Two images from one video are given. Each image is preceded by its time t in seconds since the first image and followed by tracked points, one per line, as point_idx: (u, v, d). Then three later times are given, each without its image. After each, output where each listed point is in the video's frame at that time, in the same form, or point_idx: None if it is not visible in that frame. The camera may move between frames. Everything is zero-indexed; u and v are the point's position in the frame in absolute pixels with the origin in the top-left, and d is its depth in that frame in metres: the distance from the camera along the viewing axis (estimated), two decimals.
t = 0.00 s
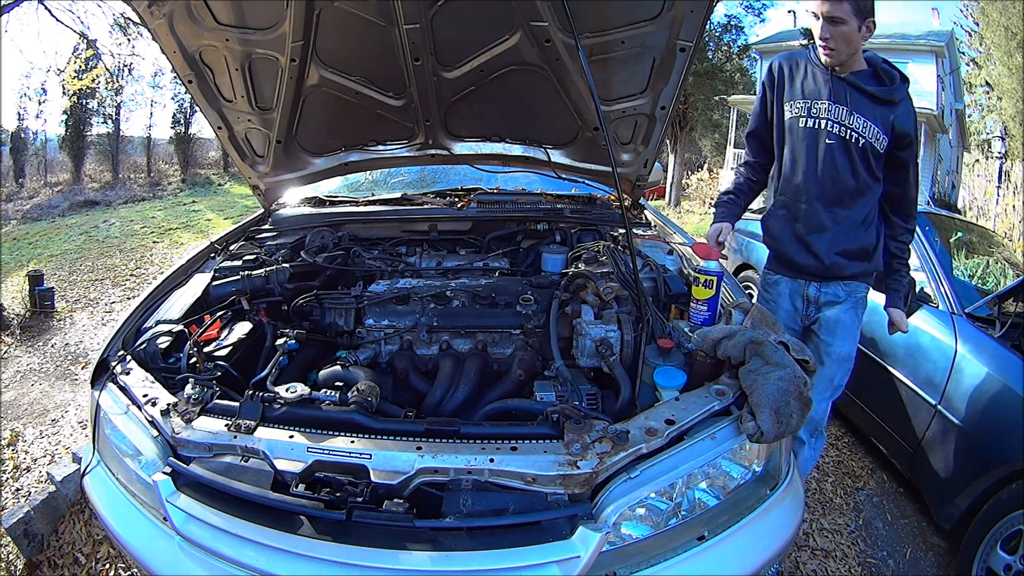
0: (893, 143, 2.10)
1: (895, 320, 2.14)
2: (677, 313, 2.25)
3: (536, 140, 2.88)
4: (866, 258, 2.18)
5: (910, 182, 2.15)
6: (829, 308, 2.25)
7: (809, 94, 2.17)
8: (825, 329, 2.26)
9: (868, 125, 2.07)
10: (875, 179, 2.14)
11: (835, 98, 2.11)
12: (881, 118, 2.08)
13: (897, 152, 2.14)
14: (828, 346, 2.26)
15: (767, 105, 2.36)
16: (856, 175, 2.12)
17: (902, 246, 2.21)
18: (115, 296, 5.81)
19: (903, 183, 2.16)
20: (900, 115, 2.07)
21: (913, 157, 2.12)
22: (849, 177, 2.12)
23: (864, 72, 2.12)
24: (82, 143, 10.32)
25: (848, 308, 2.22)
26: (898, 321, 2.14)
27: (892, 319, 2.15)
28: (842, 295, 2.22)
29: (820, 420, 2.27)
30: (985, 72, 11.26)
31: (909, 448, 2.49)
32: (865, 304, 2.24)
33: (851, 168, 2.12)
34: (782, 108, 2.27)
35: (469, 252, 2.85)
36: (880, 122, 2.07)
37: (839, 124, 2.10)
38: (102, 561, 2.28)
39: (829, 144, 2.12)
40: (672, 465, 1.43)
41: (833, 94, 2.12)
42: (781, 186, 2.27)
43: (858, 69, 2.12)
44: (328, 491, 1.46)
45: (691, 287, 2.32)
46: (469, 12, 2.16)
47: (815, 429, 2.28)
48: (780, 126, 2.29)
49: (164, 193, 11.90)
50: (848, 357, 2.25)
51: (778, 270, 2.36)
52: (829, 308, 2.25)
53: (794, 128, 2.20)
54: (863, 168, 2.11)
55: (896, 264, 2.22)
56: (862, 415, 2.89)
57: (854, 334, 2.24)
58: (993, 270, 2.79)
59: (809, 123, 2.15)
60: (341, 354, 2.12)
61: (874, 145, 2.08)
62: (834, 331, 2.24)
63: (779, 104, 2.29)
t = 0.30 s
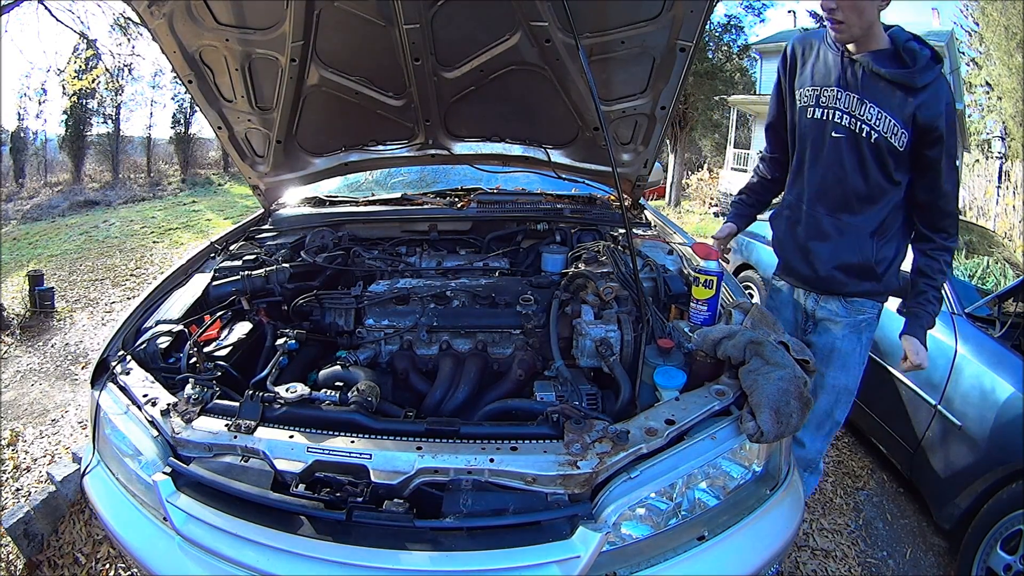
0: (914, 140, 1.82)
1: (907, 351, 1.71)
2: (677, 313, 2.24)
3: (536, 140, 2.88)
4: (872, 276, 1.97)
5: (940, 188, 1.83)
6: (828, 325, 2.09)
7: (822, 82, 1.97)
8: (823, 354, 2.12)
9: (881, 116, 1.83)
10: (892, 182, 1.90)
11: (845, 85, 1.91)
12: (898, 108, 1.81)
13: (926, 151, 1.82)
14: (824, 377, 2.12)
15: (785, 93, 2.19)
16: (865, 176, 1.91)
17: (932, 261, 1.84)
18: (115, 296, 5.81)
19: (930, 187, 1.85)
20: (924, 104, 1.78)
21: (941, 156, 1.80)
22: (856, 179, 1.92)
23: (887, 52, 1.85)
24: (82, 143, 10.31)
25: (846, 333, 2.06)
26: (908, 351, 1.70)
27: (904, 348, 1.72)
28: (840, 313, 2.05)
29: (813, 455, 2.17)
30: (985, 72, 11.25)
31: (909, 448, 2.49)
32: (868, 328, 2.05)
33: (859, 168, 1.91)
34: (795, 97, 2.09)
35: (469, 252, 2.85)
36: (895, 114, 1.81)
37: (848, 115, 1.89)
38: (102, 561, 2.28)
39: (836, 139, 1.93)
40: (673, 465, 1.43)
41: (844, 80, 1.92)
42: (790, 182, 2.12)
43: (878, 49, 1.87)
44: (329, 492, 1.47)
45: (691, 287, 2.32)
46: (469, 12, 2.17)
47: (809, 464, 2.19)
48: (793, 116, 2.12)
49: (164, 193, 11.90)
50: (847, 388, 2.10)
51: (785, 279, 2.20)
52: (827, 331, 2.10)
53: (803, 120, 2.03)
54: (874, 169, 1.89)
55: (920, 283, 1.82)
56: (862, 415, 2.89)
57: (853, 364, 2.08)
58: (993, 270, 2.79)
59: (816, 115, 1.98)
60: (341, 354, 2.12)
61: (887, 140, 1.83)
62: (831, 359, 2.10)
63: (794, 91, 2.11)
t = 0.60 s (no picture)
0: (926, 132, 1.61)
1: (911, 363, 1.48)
2: (678, 313, 2.24)
3: (536, 140, 2.88)
4: (880, 289, 1.78)
5: (962, 189, 1.59)
6: (831, 337, 1.92)
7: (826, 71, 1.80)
8: (826, 368, 1.96)
9: (887, 109, 1.64)
10: (906, 183, 1.70)
11: (850, 74, 1.74)
12: (907, 98, 1.60)
13: (943, 143, 1.59)
14: (825, 392, 1.98)
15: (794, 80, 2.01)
16: (874, 177, 1.73)
17: (951, 267, 1.63)
18: (115, 296, 5.81)
19: (950, 188, 1.61)
20: (937, 91, 1.56)
21: (960, 150, 1.56)
22: (862, 180, 1.74)
23: (895, 30, 1.63)
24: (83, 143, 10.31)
25: (851, 346, 1.89)
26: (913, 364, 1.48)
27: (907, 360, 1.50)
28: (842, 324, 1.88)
29: (815, 471, 2.06)
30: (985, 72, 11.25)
31: (909, 448, 2.48)
32: (877, 343, 1.87)
33: (865, 169, 1.74)
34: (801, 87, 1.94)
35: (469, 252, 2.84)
36: (904, 105, 1.60)
37: (852, 108, 1.72)
38: (102, 561, 2.28)
39: (840, 136, 1.77)
40: (673, 466, 1.43)
41: (849, 69, 1.74)
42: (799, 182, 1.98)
43: (885, 28, 1.65)
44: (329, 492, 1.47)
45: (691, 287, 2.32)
46: (469, 12, 2.17)
47: (811, 479, 2.07)
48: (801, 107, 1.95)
49: (164, 193, 11.90)
50: (852, 405, 1.95)
51: (798, 284, 2.04)
52: (832, 343, 1.93)
53: (809, 114, 1.87)
54: (883, 168, 1.71)
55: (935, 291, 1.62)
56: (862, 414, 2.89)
57: (857, 381, 1.92)
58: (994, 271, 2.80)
59: (821, 109, 1.83)
60: (342, 354, 2.12)
61: (895, 136, 1.64)
62: (833, 373, 1.95)
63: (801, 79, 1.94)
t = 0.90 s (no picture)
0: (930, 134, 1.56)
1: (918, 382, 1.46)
2: (678, 313, 2.24)
3: (536, 140, 2.88)
4: (886, 297, 1.73)
5: (970, 193, 1.52)
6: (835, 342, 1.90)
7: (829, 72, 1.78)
8: (830, 374, 1.93)
9: (889, 111, 1.60)
10: (912, 188, 1.65)
11: (851, 75, 1.71)
12: (909, 99, 1.56)
13: (948, 144, 1.54)
14: (829, 399, 1.95)
15: (796, 79, 1.98)
16: (877, 182, 1.69)
17: (960, 278, 1.55)
18: (115, 296, 5.81)
19: (958, 192, 1.54)
20: (940, 91, 1.51)
21: (967, 152, 1.50)
22: (865, 185, 1.71)
23: (896, 27, 1.60)
24: (83, 143, 10.31)
25: (857, 353, 1.85)
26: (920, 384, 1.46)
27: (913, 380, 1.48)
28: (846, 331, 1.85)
29: (818, 477, 2.03)
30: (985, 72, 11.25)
31: (909, 448, 2.48)
32: (883, 350, 1.83)
33: (868, 174, 1.71)
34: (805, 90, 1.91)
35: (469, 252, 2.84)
36: (906, 108, 1.57)
37: (853, 110, 1.70)
38: (102, 561, 2.28)
39: (842, 139, 1.75)
40: (672, 466, 1.43)
41: (850, 70, 1.72)
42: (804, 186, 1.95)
43: (885, 25, 1.61)
44: (328, 491, 1.47)
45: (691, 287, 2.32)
46: (469, 12, 2.17)
47: (814, 485, 2.05)
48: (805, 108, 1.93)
49: (164, 193, 11.91)
50: (856, 412, 1.92)
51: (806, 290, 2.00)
52: (837, 349, 1.90)
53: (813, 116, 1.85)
54: (886, 173, 1.67)
55: (943, 305, 1.54)
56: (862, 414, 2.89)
57: (861, 388, 1.88)
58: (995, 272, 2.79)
59: (823, 111, 1.80)
60: (342, 354, 2.12)
61: (897, 139, 1.60)
62: (838, 380, 1.92)
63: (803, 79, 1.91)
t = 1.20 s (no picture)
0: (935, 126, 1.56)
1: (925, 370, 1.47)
2: (678, 313, 2.24)
3: (536, 140, 2.88)
4: (896, 292, 1.72)
5: (972, 184, 1.53)
6: (841, 344, 1.89)
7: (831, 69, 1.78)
8: (836, 376, 1.93)
9: (894, 103, 1.60)
10: (918, 180, 1.64)
11: (855, 70, 1.70)
12: (914, 91, 1.56)
13: (951, 136, 1.54)
14: (835, 401, 1.94)
15: (795, 80, 1.99)
16: (884, 176, 1.68)
17: (964, 271, 1.57)
18: (115, 296, 5.81)
19: (961, 183, 1.55)
20: (944, 83, 1.51)
21: (970, 143, 1.50)
22: (871, 180, 1.70)
23: (896, 22, 1.61)
24: (84, 143, 10.30)
25: (863, 355, 1.85)
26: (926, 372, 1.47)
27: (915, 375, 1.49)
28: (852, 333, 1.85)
29: (821, 478, 2.02)
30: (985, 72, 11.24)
31: (909, 448, 2.48)
32: (889, 352, 1.83)
33: (874, 169, 1.70)
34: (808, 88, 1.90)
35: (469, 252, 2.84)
36: (911, 99, 1.57)
37: (857, 105, 1.69)
38: (102, 561, 2.28)
39: (847, 135, 1.73)
40: (672, 466, 1.43)
41: (852, 65, 1.72)
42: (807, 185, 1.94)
43: (886, 20, 1.62)
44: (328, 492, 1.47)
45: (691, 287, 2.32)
46: (469, 12, 2.17)
47: (817, 487, 2.04)
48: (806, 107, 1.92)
49: (164, 193, 11.91)
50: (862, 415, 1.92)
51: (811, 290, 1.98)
52: (842, 351, 1.89)
53: (815, 113, 1.84)
54: (892, 167, 1.66)
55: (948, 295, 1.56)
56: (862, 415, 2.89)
57: (867, 391, 1.88)
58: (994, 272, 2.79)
59: (826, 107, 1.79)
60: (341, 354, 2.12)
61: (904, 131, 1.60)
62: (843, 382, 1.91)
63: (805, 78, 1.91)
